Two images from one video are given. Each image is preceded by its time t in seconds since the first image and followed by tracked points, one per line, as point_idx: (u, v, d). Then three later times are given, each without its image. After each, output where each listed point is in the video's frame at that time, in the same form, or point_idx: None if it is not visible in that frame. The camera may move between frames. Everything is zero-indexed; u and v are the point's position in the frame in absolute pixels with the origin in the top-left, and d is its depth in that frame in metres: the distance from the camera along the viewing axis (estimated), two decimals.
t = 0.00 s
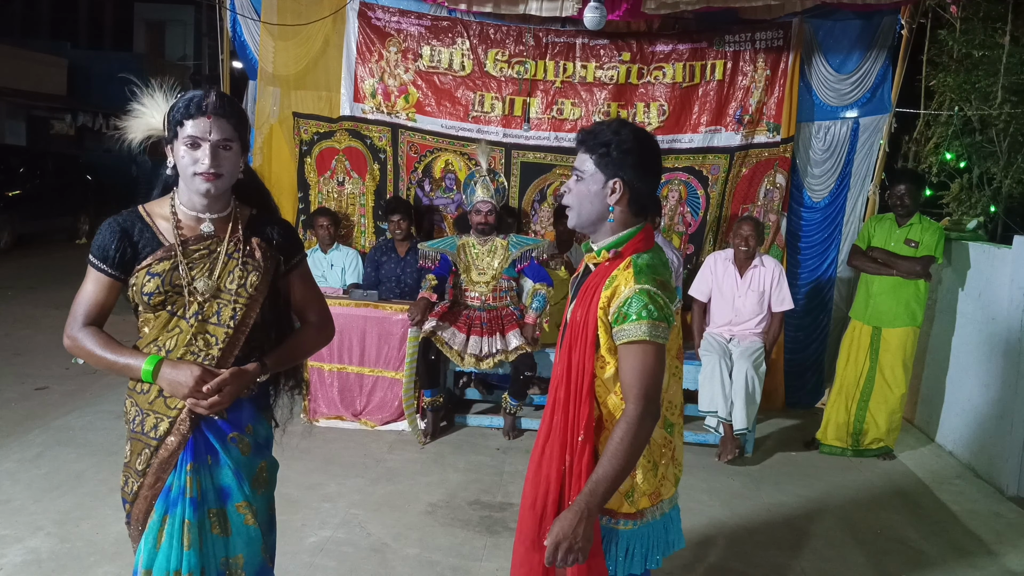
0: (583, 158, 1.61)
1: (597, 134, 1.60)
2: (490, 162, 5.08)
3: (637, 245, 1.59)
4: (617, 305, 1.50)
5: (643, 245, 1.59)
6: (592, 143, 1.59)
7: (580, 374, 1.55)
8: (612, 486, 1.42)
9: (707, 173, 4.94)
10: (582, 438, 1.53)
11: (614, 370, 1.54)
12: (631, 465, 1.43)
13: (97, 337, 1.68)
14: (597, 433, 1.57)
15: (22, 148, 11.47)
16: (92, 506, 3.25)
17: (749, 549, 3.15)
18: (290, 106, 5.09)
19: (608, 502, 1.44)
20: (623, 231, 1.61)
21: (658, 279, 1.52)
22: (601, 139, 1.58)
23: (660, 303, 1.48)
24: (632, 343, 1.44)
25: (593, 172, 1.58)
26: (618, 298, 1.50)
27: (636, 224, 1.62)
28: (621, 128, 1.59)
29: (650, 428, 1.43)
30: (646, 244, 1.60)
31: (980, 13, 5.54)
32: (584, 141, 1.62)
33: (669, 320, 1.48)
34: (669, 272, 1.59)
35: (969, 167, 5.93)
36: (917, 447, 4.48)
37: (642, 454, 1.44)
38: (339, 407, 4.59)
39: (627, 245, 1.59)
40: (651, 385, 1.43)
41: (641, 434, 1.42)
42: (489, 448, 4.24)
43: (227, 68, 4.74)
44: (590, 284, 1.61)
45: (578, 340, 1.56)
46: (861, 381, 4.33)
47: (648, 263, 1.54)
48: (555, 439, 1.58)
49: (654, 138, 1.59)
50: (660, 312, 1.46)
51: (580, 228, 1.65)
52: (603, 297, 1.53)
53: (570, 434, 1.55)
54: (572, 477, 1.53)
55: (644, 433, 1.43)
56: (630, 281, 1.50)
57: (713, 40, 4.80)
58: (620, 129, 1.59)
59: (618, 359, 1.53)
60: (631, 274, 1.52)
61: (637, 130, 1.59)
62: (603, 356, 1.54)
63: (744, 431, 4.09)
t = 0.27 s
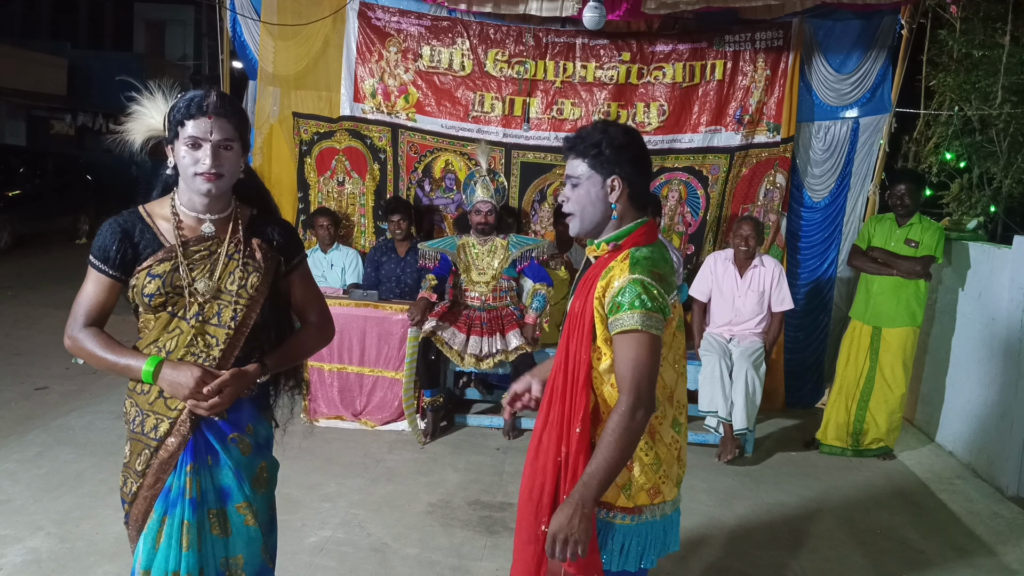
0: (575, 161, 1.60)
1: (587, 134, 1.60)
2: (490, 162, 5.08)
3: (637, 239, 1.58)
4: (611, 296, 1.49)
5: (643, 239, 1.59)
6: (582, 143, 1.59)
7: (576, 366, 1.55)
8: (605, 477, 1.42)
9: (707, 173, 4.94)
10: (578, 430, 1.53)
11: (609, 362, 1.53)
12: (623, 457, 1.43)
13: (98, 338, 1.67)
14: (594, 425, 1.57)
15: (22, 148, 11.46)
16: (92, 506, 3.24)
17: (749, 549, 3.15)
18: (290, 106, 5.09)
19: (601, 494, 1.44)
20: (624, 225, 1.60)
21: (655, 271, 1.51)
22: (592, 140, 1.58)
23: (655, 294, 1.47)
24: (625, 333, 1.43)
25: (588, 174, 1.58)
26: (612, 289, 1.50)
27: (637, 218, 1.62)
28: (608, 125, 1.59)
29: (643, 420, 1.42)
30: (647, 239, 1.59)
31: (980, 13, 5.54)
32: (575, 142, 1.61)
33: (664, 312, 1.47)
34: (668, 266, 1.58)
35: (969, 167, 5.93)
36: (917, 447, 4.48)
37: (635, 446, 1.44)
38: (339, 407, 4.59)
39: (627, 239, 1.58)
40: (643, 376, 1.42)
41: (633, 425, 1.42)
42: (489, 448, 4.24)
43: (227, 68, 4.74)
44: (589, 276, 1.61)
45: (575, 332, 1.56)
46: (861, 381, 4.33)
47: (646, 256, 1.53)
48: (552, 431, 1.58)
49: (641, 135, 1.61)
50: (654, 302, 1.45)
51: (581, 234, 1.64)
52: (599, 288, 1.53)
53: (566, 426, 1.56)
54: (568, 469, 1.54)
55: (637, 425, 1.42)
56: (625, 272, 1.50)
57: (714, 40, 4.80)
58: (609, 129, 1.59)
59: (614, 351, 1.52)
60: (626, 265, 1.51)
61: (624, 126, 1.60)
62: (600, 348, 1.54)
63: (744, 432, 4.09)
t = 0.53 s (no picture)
0: (602, 150, 1.60)
1: (624, 133, 1.60)
2: (490, 162, 5.08)
3: (634, 245, 1.58)
4: (609, 304, 1.49)
5: (639, 245, 1.58)
6: (614, 142, 1.59)
7: (575, 375, 1.55)
8: (607, 485, 1.41)
9: (707, 173, 4.94)
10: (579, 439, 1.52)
11: (612, 371, 1.53)
12: (626, 465, 1.41)
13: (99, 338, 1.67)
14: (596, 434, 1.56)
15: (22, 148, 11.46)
16: (92, 506, 3.24)
17: (749, 549, 3.15)
18: (290, 106, 5.09)
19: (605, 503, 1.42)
20: (623, 230, 1.60)
21: (652, 277, 1.51)
22: (626, 140, 1.58)
23: (652, 300, 1.46)
24: (625, 341, 1.43)
25: (608, 168, 1.58)
26: (610, 297, 1.49)
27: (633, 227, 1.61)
28: (647, 135, 1.59)
29: (646, 427, 1.41)
30: (643, 245, 1.58)
31: (980, 13, 5.54)
32: (607, 135, 1.61)
33: (663, 317, 1.46)
34: (667, 272, 1.57)
35: (969, 167, 5.93)
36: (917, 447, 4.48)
37: (639, 455, 1.42)
38: (339, 407, 4.59)
39: (623, 246, 1.58)
40: (644, 383, 1.41)
41: (635, 433, 1.40)
42: (489, 448, 4.24)
43: (227, 69, 4.74)
44: (586, 285, 1.60)
45: (574, 342, 1.56)
46: (861, 381, 4.33)
47: (642, 262, 1.53)
48: (554, 441, 1.58)
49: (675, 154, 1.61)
50: (651, 308, 1.44)
51: (577, 215, 1.64)
52: (597, 298, 1.52)
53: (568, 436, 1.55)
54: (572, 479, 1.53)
55: (639, 433, 1.40)
56: (621, 279, 1.50)
57: (713, 40, 4.80)
58: (648, 137, 1.59)
59: (615, 360, 1.52)
60: (623, 272, 1.51)
61: (661, 140, 1.60)
62: (601, 356, 1.54)
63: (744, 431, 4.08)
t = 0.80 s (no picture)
0: (610, 154, 1.59)
1: (632, 136, 1.58)
2: (490, 162, 5.08)
3: (642, 249, 1.56)
4: (615, 307, 1.47)
5: (648, 248, 1.56)
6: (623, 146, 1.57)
7: (586, 381, 1.54)
8: (619, 491, 1.39)
9: (707, 173, 4.93)
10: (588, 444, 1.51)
11: (623, 375, 1.51)
12: (638, 470, 1.39)
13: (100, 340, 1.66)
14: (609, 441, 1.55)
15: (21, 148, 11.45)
16: (92, 506, 3.24)
17: (749, 549, 3.14)
18: (290, 106, 5.08)
19: (618, 509, 1.41)
20: (631, 235, 1.60)
21: (660, 278, 1.49)
22: (633, 143, 1.56)
23: (659, 301, 1.44)
24: (632, 342, 1.41)
25: (613, 173, 1.57)
26: (616, 300, 1.48)
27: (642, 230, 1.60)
28: (654, 139, 1.56)
29: (656, 429, 1.39)
30: (652, 247, 1.57)
31: (980, 13, 5.53)
32: (614, 139, 1.59)
33: (671, 318, 1.44)
34: (679, 273, 1.55)
35: (969, 167, 5.92)
36: (917, 448, 4.47)
37: (652, 458, 1.40)
38: (339, 407, 4.58)
39: (632, 249, 1.57)
40: (652, 385, 1.39)
41: (645, 435, 1.38)
42: (489, 448, 4.23)
43: (226, 68, 4.73)
44: (596, 290, 1.60)
45: (585, 348, 1.56)
46: (861, 381, 4.32)
47: (650, 264, 1.51)
48: (567, 449, 1.57)
49: (684, 158, 1.58)
50: (658, 308, 1.42)
51: (583, 219, 1.63)
52: (604, 301, 1.51)
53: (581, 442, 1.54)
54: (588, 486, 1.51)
55: (650, 435, 1.39)
56: (628, 281, 1.48)
57: (714, 39, 4.80)
58: (656, 141, 1.56)
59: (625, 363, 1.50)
60: (630, 274, 1.49)
61: (670, 145, 1.57)
62: (612, 361, 1.53)
63: (744, 431, 4.07)
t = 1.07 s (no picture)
0: (637, 155, 1.59)
1: (661, 138, 1.57)
2: (490, 162, 5.08)
3: (671, 249, 1.56)
4: (649, 308, 1.47)
5: (678, 250, 1.57)
6: (650, 148, 1.57)
7: (618, 382, 1.53)
8: (657, 492, 1.38)
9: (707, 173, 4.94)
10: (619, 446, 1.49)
11: (656, 376, 1.50)
12: (676, 471, 1.38)
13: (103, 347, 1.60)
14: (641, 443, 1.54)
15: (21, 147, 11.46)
16: (92, 506, 3.24)
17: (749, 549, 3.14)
18: (290, 106, 5.07)
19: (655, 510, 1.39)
20: (659, 235, 1.60)
21: (694, 279, 1.48)
22: (662, 145, 1.56)
23: (693, 301, 1.44)
24: (668, 343, 1.40)
25: (644, 175, 1.56)
26: (650, 301, 1.47)
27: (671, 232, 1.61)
28: (683, 140, 1.56)
29: (694, 430, 1.38)
30: (682, 249, 1.57)
31: (981, 13, 5.53)
32: (643, 141, 1.60)
33: (706, 319, 1.43)
34: (711, 275, 1.55)
35: (970, 167, 5.92)
36: (917, 448, 4.47)
37: (688, 459, 1.39)
38: (338, 407, 4.57)
39: (662, 250, 1.57)
40: (689, 386, 1.38)
41: (684, 436, 1.38)
42: (489, 448, 4.23)
43: (226, 68, 4.73)
44: (626, 292, 1.59)
45: (616, 350, 1.55)
46: (862, 381, 4.31)
47: (683, 265, 1.51)
48: (599, 453, 1.56)
49: (712, 159, 1.57)
50: (693, 309, 1.42)
51: (613, 223, 1.62)
52: (637, 302, 1.51)
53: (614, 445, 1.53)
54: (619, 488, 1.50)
55: (688, 436, 1.38)
56: (661, 282, 1.48)
57: (714, 39, 4.80)
58: (683, 142, 1.56)
59: (658, 365, 1.50)
60: (662, 275, 1.49)
61: (698, 146, 1.56)
62: (645, 362, 1.52)
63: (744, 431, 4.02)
